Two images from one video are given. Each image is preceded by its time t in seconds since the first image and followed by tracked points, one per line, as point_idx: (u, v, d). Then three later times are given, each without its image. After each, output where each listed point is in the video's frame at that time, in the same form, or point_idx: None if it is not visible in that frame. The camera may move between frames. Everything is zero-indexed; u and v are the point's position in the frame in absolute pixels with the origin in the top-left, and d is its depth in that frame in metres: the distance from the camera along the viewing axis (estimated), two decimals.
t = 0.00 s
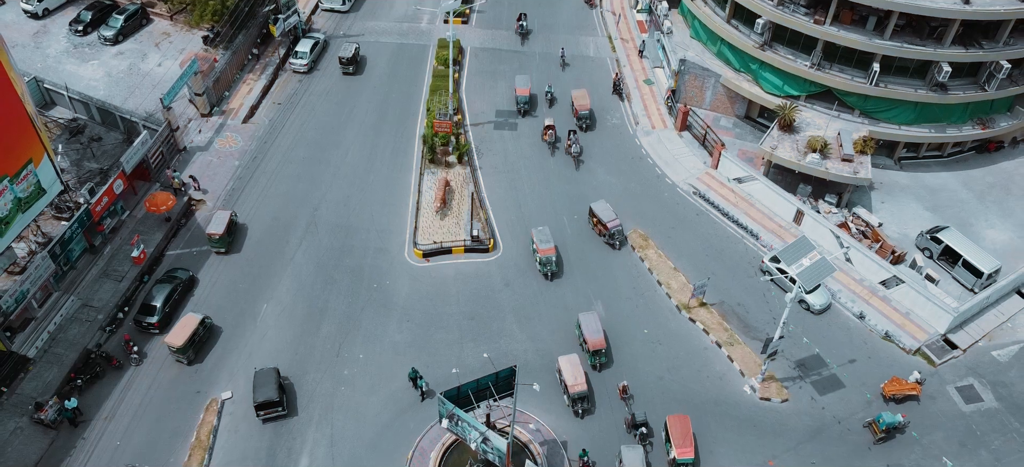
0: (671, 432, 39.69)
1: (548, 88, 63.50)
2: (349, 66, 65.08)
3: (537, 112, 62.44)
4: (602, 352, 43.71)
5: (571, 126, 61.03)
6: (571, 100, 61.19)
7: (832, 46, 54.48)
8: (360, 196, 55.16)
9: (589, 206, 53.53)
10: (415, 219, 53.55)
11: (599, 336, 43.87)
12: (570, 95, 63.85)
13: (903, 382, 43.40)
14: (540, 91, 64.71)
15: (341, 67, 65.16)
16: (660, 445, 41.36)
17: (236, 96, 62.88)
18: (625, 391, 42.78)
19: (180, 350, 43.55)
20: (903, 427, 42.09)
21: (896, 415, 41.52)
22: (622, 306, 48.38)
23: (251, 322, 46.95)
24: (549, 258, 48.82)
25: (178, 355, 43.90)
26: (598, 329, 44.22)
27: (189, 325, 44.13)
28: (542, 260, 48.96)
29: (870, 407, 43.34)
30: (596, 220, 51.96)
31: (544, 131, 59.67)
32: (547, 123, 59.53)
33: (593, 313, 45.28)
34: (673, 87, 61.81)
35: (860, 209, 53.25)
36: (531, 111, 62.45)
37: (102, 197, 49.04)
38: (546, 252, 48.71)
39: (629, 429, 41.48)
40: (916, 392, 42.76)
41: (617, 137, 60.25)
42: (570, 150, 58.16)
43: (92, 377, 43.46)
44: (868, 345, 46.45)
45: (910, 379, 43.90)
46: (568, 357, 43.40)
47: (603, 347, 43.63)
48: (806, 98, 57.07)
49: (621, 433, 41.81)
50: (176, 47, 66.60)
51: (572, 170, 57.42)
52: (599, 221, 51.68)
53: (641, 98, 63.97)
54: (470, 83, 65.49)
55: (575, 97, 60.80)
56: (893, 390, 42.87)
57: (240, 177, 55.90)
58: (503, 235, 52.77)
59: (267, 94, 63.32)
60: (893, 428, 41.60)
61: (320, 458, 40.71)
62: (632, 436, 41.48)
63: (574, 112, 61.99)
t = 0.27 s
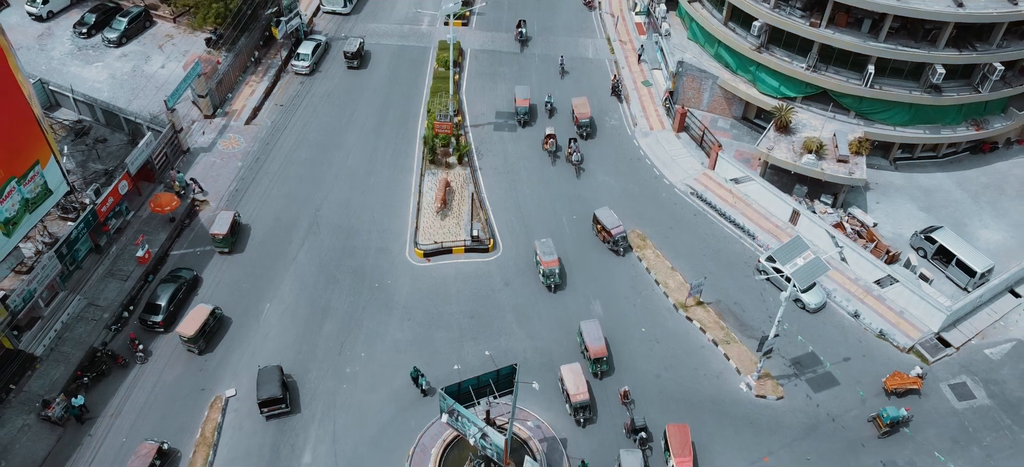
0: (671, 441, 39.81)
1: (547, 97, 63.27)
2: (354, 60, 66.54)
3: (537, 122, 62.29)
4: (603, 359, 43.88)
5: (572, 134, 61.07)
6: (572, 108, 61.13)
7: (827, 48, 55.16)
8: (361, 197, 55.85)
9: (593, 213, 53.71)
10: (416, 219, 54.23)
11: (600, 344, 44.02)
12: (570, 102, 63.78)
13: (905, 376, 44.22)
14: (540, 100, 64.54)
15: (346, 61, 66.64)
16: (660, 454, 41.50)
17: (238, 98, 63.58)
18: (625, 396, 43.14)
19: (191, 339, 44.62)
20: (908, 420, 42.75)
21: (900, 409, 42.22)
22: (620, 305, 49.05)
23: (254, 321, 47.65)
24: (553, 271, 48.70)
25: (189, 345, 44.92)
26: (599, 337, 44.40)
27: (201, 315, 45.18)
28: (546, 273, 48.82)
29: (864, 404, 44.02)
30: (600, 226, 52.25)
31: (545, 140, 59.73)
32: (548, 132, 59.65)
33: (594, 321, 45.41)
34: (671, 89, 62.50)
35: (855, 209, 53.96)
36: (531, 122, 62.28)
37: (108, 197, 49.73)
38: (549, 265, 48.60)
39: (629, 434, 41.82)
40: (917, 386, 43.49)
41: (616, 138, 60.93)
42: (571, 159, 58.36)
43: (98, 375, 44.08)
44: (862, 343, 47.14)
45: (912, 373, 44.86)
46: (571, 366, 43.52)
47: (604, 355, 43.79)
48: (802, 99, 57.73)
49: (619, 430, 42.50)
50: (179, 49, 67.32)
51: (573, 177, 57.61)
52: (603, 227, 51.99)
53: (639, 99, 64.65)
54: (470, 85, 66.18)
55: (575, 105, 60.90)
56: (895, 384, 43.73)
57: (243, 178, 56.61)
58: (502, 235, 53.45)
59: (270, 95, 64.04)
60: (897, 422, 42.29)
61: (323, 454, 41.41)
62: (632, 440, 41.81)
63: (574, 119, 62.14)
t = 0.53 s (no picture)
0: (669, 449, 40.33)
1: (546, 107, 63.21)
2: (358, 54, 68.15)
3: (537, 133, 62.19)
4: (604, 365, 44.14)
5: (573, 141, 61.17)
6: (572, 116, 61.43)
7: (822, 50, 55.92)
8: (363, 197, 56.60)
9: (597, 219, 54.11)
10: (417, 219, 55.00)
11: (601, 350, 44.32)
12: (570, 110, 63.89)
13: (905, 370, 45.25)
14: (540, 110, 64.51)
15: (350, 56, 68.28)
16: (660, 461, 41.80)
17: (241, 99, 64.36)
18: (625, 400, 43.58)
19: (202, 329, 45.81)
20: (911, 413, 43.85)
21: (903, 402, 43.26)
22: (618, 304, 49.79)
23: (258, 319, 48.42)
24: (555, 281, 48.79)
25: (201, 333, 46.16)
26: (600, 343, 44.74)
27: (212, 304, 46.49)
28: (548, 283, 48.98)
29: (858, 401, 44.80)
30: (604, 232, 52.61)
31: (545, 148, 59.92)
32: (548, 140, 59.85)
33: (595, 327, 45.72)
34: (669, 90, 63.25)
35: (850, 209, 54.72)
36: (531, 132, 62.17)
37: (113, 197, 50.52)
38: (552, 275, 48.80)
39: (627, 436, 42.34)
40: (917, 379, 44.52)
41: (614, 139, 61.70)
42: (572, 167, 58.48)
43: (104, 371, 44.90)
44: (857, 340, 47.88)
45: (913, 368, 45.98)
46: (572, 374, 43.77)
47: (605, 361, 44.09)
48: (798, 100, 58.46)
49: (616, 425, 43.29)
50: (182, 50, 68.10)
51: (574, 185, 57.80)
52: (606, 233, 52.40)
53: (637, 100, 65.40)
54: (470, 86, 66.92)
55: (575, 113, 61.13)
56: (895, 376, 44.72)
57: (246, 178, 57.37)
58: (502, 234, 54.20)
59: (272, 97, 64.81)
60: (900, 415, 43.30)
61: (326, 449, 42.19)
62: (631, 443, 42.32)
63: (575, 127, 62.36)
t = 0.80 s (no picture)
0: (667, 453, 40.66)
1: (546, 115, 63.20)
2: (364, 48, 69.81)
3: (537, 143, 62.10)
4: (603, 370, 44.56)
5: (573, 148, 61.30)
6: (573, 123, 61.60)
7: (817, 50, 56.71)
8: (365, 196, 57.42)
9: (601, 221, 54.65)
10: (418, 217, 55.80)
11: (601, 355, 44.70)
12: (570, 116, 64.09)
13: (906, 362, 46.21)
14: (540, 118, 64.48)
15: (356, 49, 70.00)
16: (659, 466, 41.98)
17: (244, 100, 65.19)
18: (625, 401, 44.10)
19: (214, 315, 47.19)
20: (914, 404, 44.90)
21: (906, 394, 44.13)
22: (616, 301, 50.60)
23: (261, 315, 49.23)
24: (558, 290, 48.96)
25: (212, 321, 47.48)
26: (600, 347, 45.16)
27: (223, 292, 47.87)
28: (552, 292, 49.09)
29: (851, 396, 45.60)
30: (607, 236, 53.02)
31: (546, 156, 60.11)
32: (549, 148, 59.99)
33: (596, 332, 46.10)
34: (667, 90, 64.04)
35: (844, 207, 55.54)
36: (531, 142, 62.08)
37: (119, 196, 51.37)
38: (555, 284, 48.89)
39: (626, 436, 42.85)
40: (917, 371, 45.52)
41: (612, 139, 62.51)
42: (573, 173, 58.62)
43: (111, 367, 45.74)
44: (850, 337, 48.68)
45: (914, 360, 46.89)
46: (574, 380, 44.11)
47: (605, 366, 44.48)
48: (794, 100, 59.25)
49: (613, 420, 44.10)
50: (186, 51, 68.93)
51: (576, 195, 57.73)
52: (609, 237, 52.81)
53: (635, 100, 66.21)
54: (470, 87, 67.73)
55: (575, 120, 61.40)
56: (896, 369, 45.66)
57: (250, 177, 58.20)
58: (502, 233, 55.02)
59: (275, 97, 65.65)
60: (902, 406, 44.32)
61: (329, 443, 43.01)
62: (631, 444, 42.75)
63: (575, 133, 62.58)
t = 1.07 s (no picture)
0: (664, 456, 41.11)
1: (545, 123, 63.27)
2: (368, 42, 71.62)
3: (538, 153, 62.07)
4: (603, 373, 44.91)
5: (573, 154, 61.53)
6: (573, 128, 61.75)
7: (812, 51, 57.58)
8: (366, 194, 58.30)
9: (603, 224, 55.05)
10: (419, 215, 56.67)
11: (601, 358, 45.08)
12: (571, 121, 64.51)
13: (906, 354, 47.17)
14: (540, 127, 64.43)
15: (361, 44, 71.72)
16: None
17: (247, 99, 66.06)
18: (625, 401, 44.65)
19: (225, 302, 48.44)
20: (915, 395, 45.83)
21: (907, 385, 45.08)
22: (614, 297, 51.45)
23: (265, 311, 50.10)
24: (560, 297, 49.15)
25: (222, 307, 48.79)
26: (600, 351, 45.51)
27: (233, 280, 49.11)
28: (553, 299, 49.31)
29: (844, 389, 46.46)
30: (609, 238, 53.56)
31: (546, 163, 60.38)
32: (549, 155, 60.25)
33: (596, 336, 46.48)
34: (664, 90, 64.90)
35: (839, 205, 56.39)
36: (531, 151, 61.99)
37: (125, 194, 52.25)
38: (556, 292, 49.08)
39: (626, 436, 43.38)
40: (917, 363, 46.49)
41: (610, 138, 63.38)
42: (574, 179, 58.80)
43: (118, 361, 46.59)
44: (844, 332, 49.54)
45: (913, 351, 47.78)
46: (575, 385, 44.47)
47: (604, 369, 44.84)
48: (789, 100, 60.11)
49: (611, 413, 44.99)
50: (190, 52, 69.82)
51: (574, 195, 58.40)
52: (611, 239, 53.32)
53: (633, 100, 67.07)
54: (470, 87, 68.60)
55: (575, 126, 61.59)
56: (896, 360, 46.62)
57: (253, 175, 59.07)
58: (501, 230, 55.89)
59: (277, 96, 66.55)
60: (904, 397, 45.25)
61: (332, 436, 43.89)
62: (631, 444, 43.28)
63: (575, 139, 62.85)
